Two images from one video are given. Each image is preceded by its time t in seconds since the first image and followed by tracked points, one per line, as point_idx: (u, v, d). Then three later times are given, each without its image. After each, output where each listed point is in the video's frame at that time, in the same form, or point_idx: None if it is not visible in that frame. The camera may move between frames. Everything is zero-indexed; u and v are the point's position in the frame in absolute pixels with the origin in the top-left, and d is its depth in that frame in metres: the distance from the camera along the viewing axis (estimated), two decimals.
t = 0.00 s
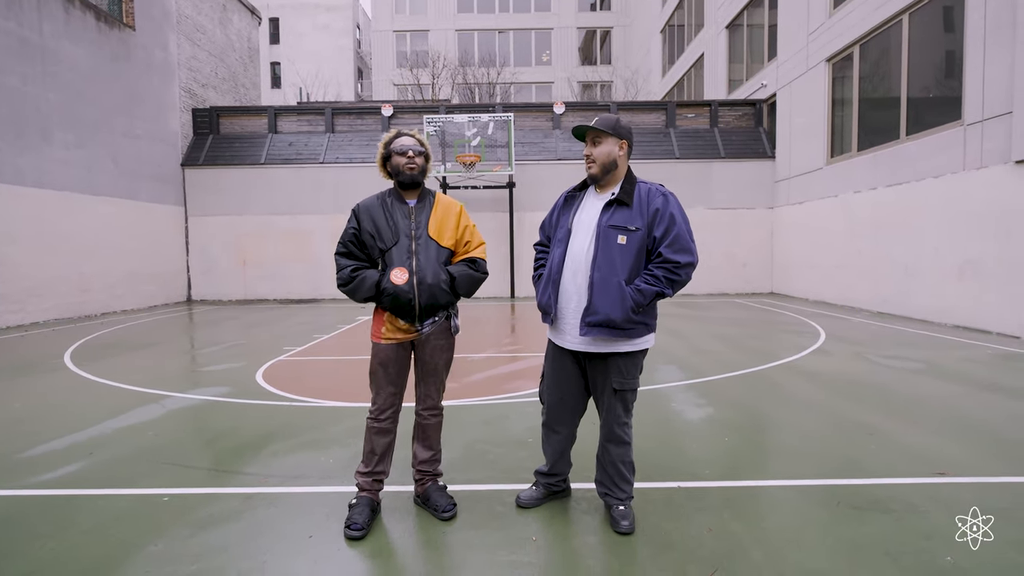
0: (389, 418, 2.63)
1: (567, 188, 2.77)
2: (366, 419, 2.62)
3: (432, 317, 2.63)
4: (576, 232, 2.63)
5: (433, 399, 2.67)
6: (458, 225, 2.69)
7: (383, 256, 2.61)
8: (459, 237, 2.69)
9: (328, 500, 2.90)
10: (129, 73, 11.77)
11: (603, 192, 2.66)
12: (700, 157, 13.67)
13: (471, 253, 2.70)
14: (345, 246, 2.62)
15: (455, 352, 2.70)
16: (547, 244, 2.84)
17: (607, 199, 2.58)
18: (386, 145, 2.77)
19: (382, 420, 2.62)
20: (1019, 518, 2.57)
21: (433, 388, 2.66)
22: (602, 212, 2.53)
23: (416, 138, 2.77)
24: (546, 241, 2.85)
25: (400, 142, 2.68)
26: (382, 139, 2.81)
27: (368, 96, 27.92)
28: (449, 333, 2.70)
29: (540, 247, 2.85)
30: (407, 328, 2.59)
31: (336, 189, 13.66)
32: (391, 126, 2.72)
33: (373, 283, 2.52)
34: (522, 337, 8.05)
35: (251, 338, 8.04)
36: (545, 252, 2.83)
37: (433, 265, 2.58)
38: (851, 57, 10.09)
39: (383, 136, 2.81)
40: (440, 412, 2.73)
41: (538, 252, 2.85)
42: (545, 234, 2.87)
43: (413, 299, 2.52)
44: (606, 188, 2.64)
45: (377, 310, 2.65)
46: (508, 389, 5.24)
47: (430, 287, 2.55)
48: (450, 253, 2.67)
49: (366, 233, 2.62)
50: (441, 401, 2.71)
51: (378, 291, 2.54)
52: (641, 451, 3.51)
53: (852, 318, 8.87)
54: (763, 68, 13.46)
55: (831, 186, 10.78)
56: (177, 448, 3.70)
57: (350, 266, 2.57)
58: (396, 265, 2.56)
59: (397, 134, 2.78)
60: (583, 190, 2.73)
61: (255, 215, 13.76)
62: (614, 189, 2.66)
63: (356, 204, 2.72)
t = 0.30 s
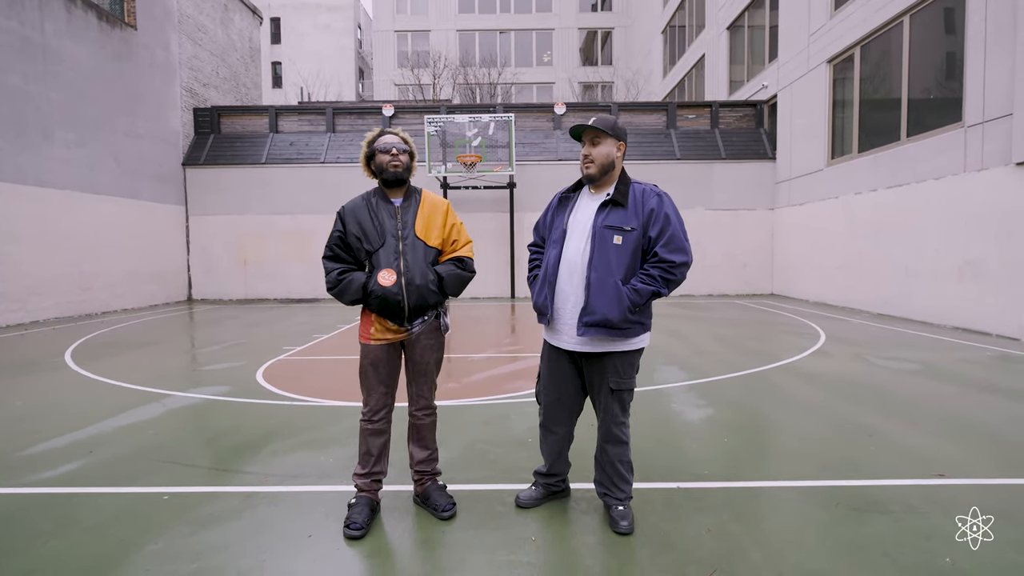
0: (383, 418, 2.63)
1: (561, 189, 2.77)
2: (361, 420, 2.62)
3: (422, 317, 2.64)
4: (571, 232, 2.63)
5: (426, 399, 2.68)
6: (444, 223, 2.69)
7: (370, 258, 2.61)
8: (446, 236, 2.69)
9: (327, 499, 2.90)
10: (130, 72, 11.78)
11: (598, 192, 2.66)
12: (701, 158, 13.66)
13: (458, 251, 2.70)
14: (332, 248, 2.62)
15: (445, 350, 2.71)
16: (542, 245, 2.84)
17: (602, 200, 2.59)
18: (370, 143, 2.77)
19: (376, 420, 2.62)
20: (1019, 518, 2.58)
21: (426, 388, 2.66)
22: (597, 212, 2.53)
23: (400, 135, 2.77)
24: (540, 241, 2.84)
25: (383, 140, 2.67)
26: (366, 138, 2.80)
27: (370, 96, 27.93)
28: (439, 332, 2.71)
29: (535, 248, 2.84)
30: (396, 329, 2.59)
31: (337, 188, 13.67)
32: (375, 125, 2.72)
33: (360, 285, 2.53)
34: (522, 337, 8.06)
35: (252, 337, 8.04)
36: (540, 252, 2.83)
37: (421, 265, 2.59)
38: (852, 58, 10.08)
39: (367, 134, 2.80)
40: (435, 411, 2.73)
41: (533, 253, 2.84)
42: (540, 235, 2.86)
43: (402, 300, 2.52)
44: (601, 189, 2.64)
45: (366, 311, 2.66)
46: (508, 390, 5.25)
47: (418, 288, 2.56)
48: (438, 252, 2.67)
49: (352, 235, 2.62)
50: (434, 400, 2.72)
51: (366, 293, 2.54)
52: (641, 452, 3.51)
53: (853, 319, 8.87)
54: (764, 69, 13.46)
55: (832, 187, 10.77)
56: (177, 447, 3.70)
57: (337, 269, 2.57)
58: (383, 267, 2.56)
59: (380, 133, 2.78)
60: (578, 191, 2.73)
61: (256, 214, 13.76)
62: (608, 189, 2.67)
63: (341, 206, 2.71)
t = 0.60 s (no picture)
0: (378, 418, 2.63)
1: (559, 191, 2.76)
2: (356, 421, 2.62)
3: (409, 317, 2.62)
4: (569, 235, 2.62)
5: (421, 400, 2.68)
6: (433, 224, 2.70)
7: (354, 256, 2.58)
8: (434, 237, 2.70)
9: (328, 499, 2.90)
10: (135, 72, 11.83)
11: (597, 195, 2.66)
12: (704, 161, 13.65)
13: (445, 253, 2.70)
14: (315, 243, 2.58)
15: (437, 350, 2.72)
16: (538, 248, 2.83)
17: (601, 202, 2.59)
18: (361, 142, 2.76)
19: (372, 420, 2.62)
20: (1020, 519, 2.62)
21: (420, 390, 2.67)
22: (596, 214, 2.53)
23: (391, 136, 2.77)
24: (537, 244, 2.83)
25: (375, 139, 2.67)
26: (356, 137, 2.79)
27: (373, 97, 27.98)
28: (429, 332, 2.70)
29: (531, 250, 2.83)
30: (385, 331, 2.58)
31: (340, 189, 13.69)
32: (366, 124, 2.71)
33: (344, 284, 2.49)
34: (524, 339, 8.06)
35: (253, 337, 8.05)
36: (537, 255, 2.81)
37: (407, 266, 2.57)
38: (856, 62, 10.07)
39: (357, 133, 2.79)
40: (431, 413, 2.73)
41: (530, 255, 2.83)
42: (537, 237, 2.84)
43: (388, 301, 2.50)
44: (601, 191, 2.65)
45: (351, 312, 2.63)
46: (509, 391, 5.25)
47: (403, 288, 2.54)
48: (424, 252, 2.67)
49: (337, 232, 2.59)
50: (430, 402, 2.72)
51: (349, 292, 2.51)
52: (641, 454, 3.51)
53: (855, 323, 8.85)
54: (768, 73, 13.46)
55: (835, 191, 10.75)
56: (178, 446, 3.70)
57: (318, 264, 2.53)
58: (369, 266, 2.53)
59: (370, 133, 2.77)
60: (576, 193, 2.73)
61: (259, 214, 13.79)
62: (608, 192, 2.67)
63: (326, 202, 2.68)
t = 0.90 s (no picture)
0: (370, 415, 2.63)
1: (556, 188, 2.75)
2: (348, 419, 2.61)
3: (399, 316, 2.62)
4: (568, 231, 2.61)
5: (422, 398, 2.68)
6: (422, 223, 2.69)
7: (346, 254, 2.56)
8: (423, 236, 2.69)
9: (327, 497, 2.90)
10: (133, 68, 11.78)
11: (595, 192, 2.65)
12: (703, 159, 13.65)
13: (434, 252, 2.70)
14: (305, 240, 2.55)
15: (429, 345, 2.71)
16: (535, 244, 2.81)
17: (600, 199, 2.58)
18: (348, 139, 2.72)
19: (364, 417, 2.62)
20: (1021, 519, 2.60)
21: (416, 387, 2.66)
22: (595, 211, 2.52)
23: (379, 134, 2.75)
24: (533, 241, 2.81)
25: (365, 136, 2.64)
26: (342, 135, 2.75)
27: (371, 94, 27.95)
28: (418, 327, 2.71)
29: (528, 247, 2.81)
30: (375, 329, 2.57)
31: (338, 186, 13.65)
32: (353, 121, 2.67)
33: (336, 283, 2.47)
34: (522, 337, 8.05)
35: (251, 334, 8.04)
36: (533, 252, 2.80)
37: (399, 266, 2.56)
38: (855, 59, 10.07)
39: (343, 131, 2.75)
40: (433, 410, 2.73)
41: (526, 252, 2.81)
42: (533, 234, 2.83)
43: (381, 301, 2.49)
44: (599, 188, 2.64)
45: (339, 311, 2.61)
46: (508, 388, 5.25)
47: (396, 288, 2.54)
48: (415, 251, 2.66)
49: (328, 229, 2.56)
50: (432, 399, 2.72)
51: (341, 291, 2.49)
52: (640, 452, 3.51)
53: (852, 320, 8.87)
54: (767, 70, 13.44)
55: (833, 189, 10.77)
56: (176, 444, 3.70)
57: (309, 262, 2.50)
58: (362, 266, 2.52)
59: (357, 130, 2.72)
60: (573, 190, 2.71)
61: (257, 211, 13.74)
62: (605, 188, 2.67)
63: (315, 197, 2.64)
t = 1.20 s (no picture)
0: (365, 414, 2.62)
1: (555, 187, 2.74)
2: (344, 417, 2.60)
3: (398, 314, 2.61)
4: (566, 231, 2.60)
5: (416, 397, 2.67)
6: (424, 223, 2.68)
7: (346, 251, 2.55)
8: (425, 235, 2.68)
9: (321, 495, 2.88)
10: (129, 60, 11.68)
11: (593, 192, 2.64)
12: (701, 160, 13.67)
13: (435, 252, 2.69)
14: (305, 236, 2.54)
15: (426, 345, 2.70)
16: (533, 243, 2.80)
17: (598, 199, 2.57)
18: (356, 134, 2.70)
19: (359, 415, 2.61)
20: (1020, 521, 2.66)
21: (413, 386, 2.65)
22: (594, 211, 2.52)
23: (387, 130, 2.73)
24: (532, 240, 2.80)
25: (372, 132, 2.62)
26: (350, 128, 2.73)
27: (370, 89, 27.86)
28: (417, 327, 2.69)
29: (526, 246, 2.80)
30: (373, 327, 2.56)
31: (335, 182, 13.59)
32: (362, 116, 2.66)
33: (335, 280, 2.46)
34: (518, 336, 8.05)
35: (245, 329, 8.01)
36: (531, 251, 2.79)
37: (399, 264, 2.55)
38: (854, 63, 10.10)
39: (351, 125, 2.73)
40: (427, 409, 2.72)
41: (524, 251, 2.80)
42: (532, 233, 2.82)
43: (379, 299, 2.48)
44: (597, 188, 2.63)
45: (338, 308, 2.59)
46: (504, 388, 5.25)
47: (395, 287, 2.53)
48: (415, 251, 2.65)
49: (328, 225, 2.55)
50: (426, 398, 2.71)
51: (340, 288, 2.48)
52: (634, 453, 3.51)
53: (847, 324, 8.91)
54: (765, 72, 13.45)
55: (830, 192, 10.82)
56: (169, 439, 3.68)
57: (308, 258, 2.49)
58: (362, 263, 2.51)
59: (366, 125, 2.72)
60: (571, 190, 2.71)
61: (253, 205, 13.67)
62: (604, 188, 2.66)
63: (317, 192, 2.62)
